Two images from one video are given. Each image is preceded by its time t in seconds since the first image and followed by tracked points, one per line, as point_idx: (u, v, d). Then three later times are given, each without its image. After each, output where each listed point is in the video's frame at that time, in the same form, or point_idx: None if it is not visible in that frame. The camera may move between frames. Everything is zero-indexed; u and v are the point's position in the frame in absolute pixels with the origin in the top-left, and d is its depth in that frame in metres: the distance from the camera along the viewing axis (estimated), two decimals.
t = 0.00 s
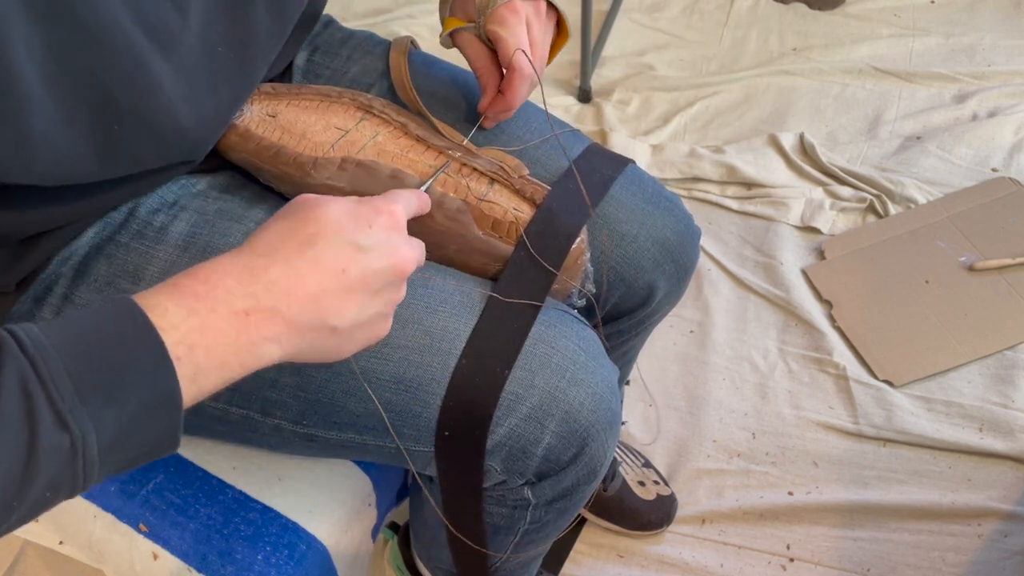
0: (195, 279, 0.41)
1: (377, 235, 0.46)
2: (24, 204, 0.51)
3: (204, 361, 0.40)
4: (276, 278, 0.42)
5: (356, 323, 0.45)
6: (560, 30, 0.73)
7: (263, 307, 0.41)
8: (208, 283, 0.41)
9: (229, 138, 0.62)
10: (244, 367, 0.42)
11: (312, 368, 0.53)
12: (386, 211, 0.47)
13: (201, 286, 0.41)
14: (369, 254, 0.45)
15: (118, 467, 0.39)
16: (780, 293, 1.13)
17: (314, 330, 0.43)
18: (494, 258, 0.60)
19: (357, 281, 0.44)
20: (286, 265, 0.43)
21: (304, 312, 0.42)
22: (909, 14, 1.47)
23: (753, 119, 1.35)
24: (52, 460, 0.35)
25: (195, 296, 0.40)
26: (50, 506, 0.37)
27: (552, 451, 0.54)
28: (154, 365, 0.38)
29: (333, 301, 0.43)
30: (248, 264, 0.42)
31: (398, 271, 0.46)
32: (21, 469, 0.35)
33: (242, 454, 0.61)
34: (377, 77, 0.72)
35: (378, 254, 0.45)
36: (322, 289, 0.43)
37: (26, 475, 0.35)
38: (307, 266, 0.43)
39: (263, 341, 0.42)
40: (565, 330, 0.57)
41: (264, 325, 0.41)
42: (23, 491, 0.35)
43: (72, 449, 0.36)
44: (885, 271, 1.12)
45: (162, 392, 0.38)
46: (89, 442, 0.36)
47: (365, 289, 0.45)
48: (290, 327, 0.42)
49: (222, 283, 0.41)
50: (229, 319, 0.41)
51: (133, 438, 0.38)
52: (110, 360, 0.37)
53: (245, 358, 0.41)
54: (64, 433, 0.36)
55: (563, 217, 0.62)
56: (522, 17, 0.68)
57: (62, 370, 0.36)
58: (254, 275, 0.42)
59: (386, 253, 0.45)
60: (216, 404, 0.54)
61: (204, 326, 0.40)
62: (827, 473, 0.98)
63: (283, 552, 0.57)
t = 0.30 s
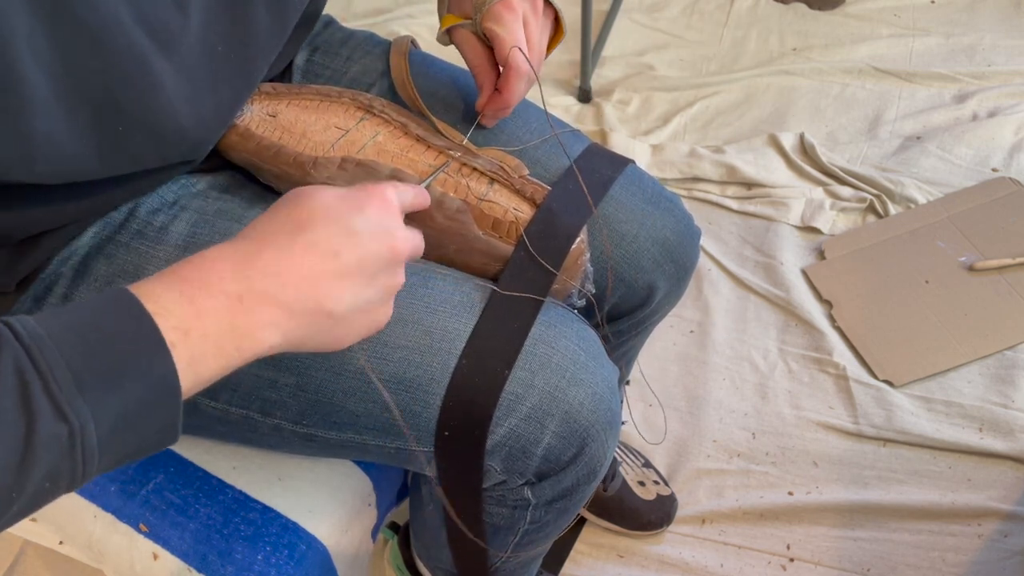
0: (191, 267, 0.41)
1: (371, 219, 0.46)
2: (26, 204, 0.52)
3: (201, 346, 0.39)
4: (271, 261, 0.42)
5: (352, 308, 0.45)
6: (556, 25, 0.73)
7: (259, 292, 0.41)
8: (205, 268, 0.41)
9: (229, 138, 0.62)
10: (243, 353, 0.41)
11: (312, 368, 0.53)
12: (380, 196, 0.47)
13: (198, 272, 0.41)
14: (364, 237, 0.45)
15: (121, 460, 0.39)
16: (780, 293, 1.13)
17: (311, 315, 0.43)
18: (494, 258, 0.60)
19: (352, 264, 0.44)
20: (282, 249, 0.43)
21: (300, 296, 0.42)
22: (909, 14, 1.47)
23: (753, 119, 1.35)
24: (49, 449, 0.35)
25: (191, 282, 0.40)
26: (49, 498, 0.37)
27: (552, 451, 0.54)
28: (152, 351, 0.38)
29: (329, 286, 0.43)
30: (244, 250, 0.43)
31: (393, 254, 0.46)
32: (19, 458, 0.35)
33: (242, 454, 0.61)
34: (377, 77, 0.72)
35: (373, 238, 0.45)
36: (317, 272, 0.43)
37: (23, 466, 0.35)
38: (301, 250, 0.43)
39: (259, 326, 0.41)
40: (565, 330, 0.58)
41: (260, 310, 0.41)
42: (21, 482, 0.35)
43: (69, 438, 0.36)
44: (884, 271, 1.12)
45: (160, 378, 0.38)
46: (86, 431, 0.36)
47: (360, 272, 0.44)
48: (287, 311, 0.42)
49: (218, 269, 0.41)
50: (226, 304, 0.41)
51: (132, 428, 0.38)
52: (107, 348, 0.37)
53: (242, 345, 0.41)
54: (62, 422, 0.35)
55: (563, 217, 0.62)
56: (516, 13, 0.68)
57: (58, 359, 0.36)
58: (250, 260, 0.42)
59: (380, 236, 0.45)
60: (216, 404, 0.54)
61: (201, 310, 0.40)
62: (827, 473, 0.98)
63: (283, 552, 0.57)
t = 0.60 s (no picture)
0: (215, 269, 0.41)
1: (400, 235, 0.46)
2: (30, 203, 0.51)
3: (222, 353, 0.39)
4: (300, 269, 0.42)
5: (370, 323, 0.45)
6: (557, 24, 0.73)
7: (284, 301, 0.41)
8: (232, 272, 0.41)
9: (229, 138, 0.62)
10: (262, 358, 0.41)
11: (312, 367, 0.53)
12: (410, 213, 0.48)
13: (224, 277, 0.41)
14: (392, 252, 0.45)
15: (136, 463, 0.39)
16: (780, 293, 1.13)
17: (331, 327, 0.43)
18: (494, 258, 0.60)
19: (380, 278, 0.44)
20: (310, 256, 0.43)
21: (322, 305, 0.42)
22: (909, 15, 1.47)
23: (753, 119, 1.35)
24: (66, 453, 0.35)
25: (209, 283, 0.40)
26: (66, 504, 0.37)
27: (552, 451, 0.54)
28: (169, 355, 0.37)
29: (352, 298, 0.43)
30: (270, 254, 0.42)
31: (418, 274, 0.46)
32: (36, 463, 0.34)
33: (242, 454, 0.61)
34: (377, 77, 0.72)
35: (402, 254, 0.46)
36: (344, 285, 0.43)
37: (39, 472, 0.34)
38: (330, 258, 0.43)
39: (282, 332, 0.42)
40: (566, 330, 0.58)
41: (284, 317, 0.41)
42: (36, 487, 0.35)
43: (85, 443, 0.35)
44: (885, 271, 1.12)
45: (177, 382, 0.38)
46: (103, 435, 0.36)
47: (385, 287, 0.45)
48: (308, 320, 0.42)
49: (244, 274, 0.41)
50: (250, 310, 0.40)
51: (150, 433, 0.37)
52: (124, 353, 0.37)
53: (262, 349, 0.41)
54: (78, 427, 0.35)
55: (563, 217, 0.62)
56: (517, 12, 0.68)
57: (74, 362, 0.36)
58: (277, 265, 0.42)
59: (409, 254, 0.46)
60: (217, 404, 0.54)
61: (228, 316, 0.40)
62: (827, 473, 0.98)
63: (283, 552, 0.57)
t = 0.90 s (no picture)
0: (200, 272, 0.41)
1: (389, 236, 0.46)
2: (30, 201, 0.52)
3: (204, 359, 0.40)
4: (285, 272, 0.42)
5: (360, 326, 0.45)
6: (558, 28, 0.72)
7: (268, 304, 0.41)
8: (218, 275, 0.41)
9: (230, 138, 0.62)
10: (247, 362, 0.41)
11: (311, 368, 0.53)
12: (400, 214, 0.47)
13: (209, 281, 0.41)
14: (381, 254, 0.45)
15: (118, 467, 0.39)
16: (780, 293, 1.13)
17: (318, 330, 0.43)
18: (494, 259, 0.60)
19: (367, 281, 0.44)
20: (297, 260, 0.43)
21: (308, 308, 0.42)
22: (909, 14, 1.47)
23: (753, 119, 1.35)
24: (44, 456, 0.35)
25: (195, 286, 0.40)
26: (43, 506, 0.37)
27: (552, 451, 0.54)
28: (149, 358, 0.37)
29: (340, 302, 0.43)
30: (257, 256, 0.42)
31: (409, 276, 0.46)
32: (12, 465, 0.35)
33: (242, 454, 0.61)
34: (377, 77, 0.72)
35: (390, 256, 0.45)
36: (330, 288, 0.43)
37: (15, 473, 0.35)
38: (316, 262, 0.43)
39: (267, 336, 0.42)
40: (565, 331, 0.58)
41: (269, 321, 0.41)
42: (13, 489, 0.35)
43: (62, 445, 0.35)
44: (884, 271, 1.12)
45: (157, 386, 0.38)
46: (80, 438, 0.36)
47: (374, 289, 0.44)
48: (294, 323, 0.42)
49: (229, 277, 0.41)
50: (234, 314, 0.41)
51: (129, 436, 0.37)
52: (104, 355, 0.37)
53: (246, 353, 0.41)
54: (54, 430, 0.35)
55: (563, 218, 0.62)
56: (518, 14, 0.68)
57: (52, 364, 0.36)
58: (263, 269, 0.42)
59: (399, 256, 0.45)
60: (217, 404, 0.54)
61: (211, 322, 0.40)
62: (827, 473, 0.98)
63: (283, 552, 0.57)
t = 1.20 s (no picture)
0: (199, 272, 0.41)
1: (388, 234, 0.46)
2: (30, 200, 0.51)
3: (203, 358, 0.39)
4: (285, 270, 0.42)
5: (359, 323, 0.45)
6: (557, 31, 0.72)
7: (266, 303, 0.41)
8: (216, 274, 0.41)
9: (230, 138, 0.62)
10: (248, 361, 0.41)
11: (311, 367, 0.53)
12: (400, 213, 0.47)
13: (207, 280, 0.41)
14: (380, 253, 0.45)
15: (116, 468, 0.39)
16: (780, 293, 1.13)
17: (318, 328, 0.43)
18: (495, 258, 0.60)
19: (366, 278, 0.44)
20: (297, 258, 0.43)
21: (308, 307, 0.42)
22: (909, 15, 1.47)
23: (753, 119, 1.35)
24: (43, 456, 0.35)
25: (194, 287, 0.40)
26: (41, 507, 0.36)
27: (552, 451, 0.54)
28: (148, 358, 0.37)
29: (339, 300, 0.43)
30: (256, 255, 0.42)
31: (409, 275, 0.46)
32: (11, 466, 0.34)
33: (242, 454, 0.61)
34: (377, 77, 0.72)
35: (389, 255, 0.45)
36: (330, 285, 0.43)
37: (14, 474, 0.34)
38: (315, 259, 0.43)
39: (267, 335, 0.42)
40: (566, 330, 0.58)
41: (267, 320, 0.41)
42: (12, 489, 0.35)
43: (62, 446, 0.35)
44: (884, 271, 1.12)
45: (156, 385, 0.38)
46: (79, 439, 0.36)
47: (373, 287, 0.44)
48: (293, 322, 0.42)
49: (227, 277, 0.41)
50: (232, 314, 0.41)
51: (128, 436, 0.37)
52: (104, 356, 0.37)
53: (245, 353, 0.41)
54: (54, 430, 0.35)
55: (563, 217, 0.62)
56: (513, 19, 0.67)
57: (51, 364, 0.35)
58: (261, 267, 0.42)
59: (397, 255, 0.45)
60: (217, 404, 0.54)
61: (209, 321, 0.40)
62: (827, 473, 0.98)
63: (283, 552, 0.57)
